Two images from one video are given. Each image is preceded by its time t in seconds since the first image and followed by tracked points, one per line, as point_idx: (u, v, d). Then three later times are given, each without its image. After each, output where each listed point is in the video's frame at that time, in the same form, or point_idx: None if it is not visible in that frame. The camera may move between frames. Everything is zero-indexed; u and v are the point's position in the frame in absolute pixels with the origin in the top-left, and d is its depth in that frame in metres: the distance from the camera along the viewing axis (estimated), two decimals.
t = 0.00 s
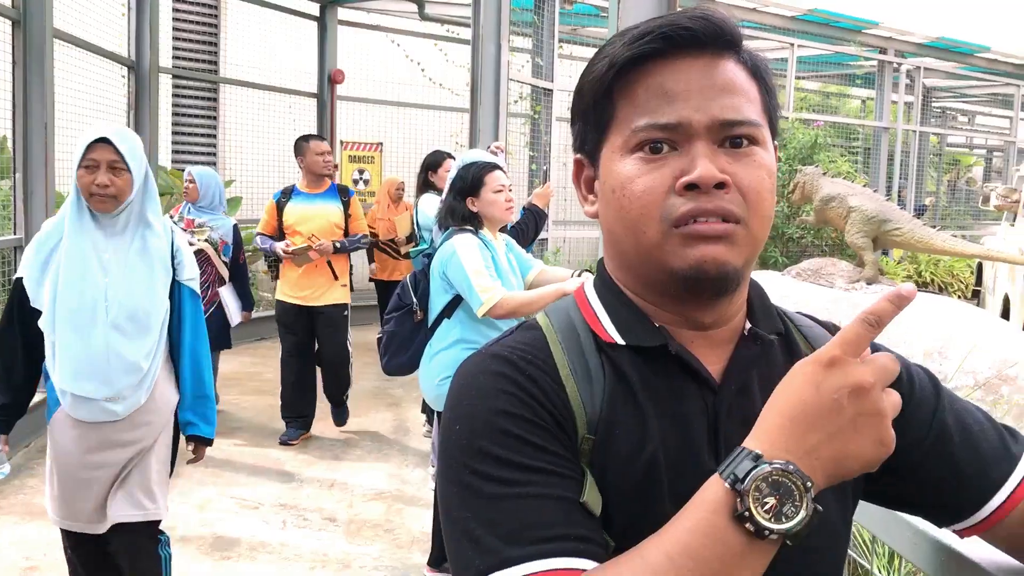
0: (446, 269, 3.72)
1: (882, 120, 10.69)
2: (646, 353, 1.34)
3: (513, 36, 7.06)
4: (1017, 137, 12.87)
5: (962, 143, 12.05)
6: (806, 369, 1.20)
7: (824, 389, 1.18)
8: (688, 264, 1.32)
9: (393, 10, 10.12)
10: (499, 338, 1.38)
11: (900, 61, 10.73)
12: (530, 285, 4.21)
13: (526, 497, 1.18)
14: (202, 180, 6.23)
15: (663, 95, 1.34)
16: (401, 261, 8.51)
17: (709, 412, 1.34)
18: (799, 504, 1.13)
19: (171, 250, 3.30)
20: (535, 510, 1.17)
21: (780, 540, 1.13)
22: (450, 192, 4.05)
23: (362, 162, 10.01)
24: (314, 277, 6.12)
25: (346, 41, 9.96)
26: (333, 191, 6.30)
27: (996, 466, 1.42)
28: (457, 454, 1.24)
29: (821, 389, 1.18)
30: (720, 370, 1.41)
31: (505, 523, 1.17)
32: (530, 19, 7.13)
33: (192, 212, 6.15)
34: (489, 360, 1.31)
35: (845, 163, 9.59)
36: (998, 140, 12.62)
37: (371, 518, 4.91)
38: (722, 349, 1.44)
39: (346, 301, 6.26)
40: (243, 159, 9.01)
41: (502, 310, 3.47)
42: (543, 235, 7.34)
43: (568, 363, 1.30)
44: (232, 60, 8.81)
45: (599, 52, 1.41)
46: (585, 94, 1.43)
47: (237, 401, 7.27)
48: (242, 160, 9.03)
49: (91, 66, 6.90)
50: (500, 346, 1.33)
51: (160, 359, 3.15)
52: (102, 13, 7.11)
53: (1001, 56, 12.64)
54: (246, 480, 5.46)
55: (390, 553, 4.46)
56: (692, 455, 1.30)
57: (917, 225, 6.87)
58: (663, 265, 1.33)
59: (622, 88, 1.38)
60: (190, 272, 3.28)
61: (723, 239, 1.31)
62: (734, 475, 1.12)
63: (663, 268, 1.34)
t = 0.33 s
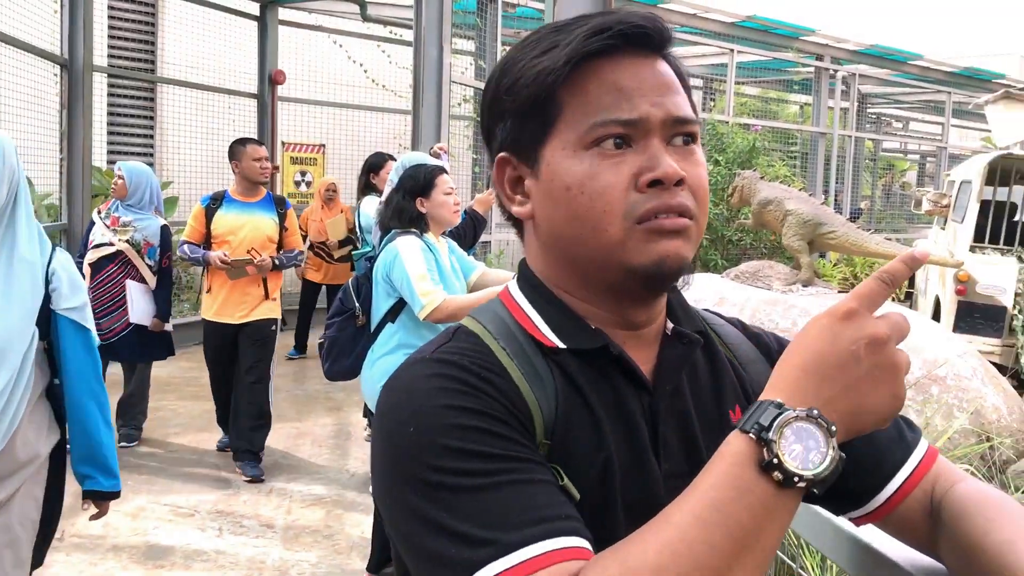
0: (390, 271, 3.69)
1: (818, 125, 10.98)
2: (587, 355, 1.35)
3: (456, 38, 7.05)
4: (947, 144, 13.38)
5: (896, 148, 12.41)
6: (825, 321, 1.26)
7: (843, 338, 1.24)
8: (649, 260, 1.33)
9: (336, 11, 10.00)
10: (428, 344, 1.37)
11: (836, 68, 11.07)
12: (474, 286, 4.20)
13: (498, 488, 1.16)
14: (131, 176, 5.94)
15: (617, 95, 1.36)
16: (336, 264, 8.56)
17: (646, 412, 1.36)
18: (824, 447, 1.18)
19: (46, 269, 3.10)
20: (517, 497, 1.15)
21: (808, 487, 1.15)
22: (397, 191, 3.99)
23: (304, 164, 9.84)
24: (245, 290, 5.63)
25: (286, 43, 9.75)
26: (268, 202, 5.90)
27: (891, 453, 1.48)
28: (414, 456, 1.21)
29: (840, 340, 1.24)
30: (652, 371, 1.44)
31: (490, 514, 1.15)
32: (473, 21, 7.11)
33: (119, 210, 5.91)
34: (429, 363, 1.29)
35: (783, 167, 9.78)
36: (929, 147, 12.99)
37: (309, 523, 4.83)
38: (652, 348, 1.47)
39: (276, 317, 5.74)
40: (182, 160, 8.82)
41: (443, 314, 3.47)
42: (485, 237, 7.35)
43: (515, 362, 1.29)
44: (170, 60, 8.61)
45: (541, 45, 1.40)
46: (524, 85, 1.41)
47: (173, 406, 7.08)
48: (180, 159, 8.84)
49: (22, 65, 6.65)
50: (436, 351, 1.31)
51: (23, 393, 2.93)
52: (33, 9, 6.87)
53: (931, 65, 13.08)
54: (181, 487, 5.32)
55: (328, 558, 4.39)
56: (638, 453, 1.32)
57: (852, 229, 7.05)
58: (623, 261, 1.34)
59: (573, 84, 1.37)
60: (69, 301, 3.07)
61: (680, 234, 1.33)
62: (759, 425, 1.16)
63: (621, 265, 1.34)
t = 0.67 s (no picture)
0: (319, 271, 3.62)
1: (745, 128, 11.22)
2: (518, 359, 1.34)
3: (385, 38, 6.93)
4: (868, 146, 13.91)
5: (819, 151, 12.77)
6: (804, 313, 1.35)
7: (821, 330, 1.33)
8: (611, 254, 1.40)
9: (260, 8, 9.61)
10: (346, 356, 1.33)
11: (762, 72, 11.34)
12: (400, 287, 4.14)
13: (452, 496, 1.15)
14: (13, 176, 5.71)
15: (565, 92, 1.40)
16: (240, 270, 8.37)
17: (574, 414, 1.36)
18: (806, 438, 1.27)
19: None
20: (478, 502, 1.15)
21: (789, 475, 1.23)
22: (329, 186, 3.88)
23: (231, 164, 9.48)
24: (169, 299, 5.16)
25: (210, 40, 9.55)
26: (193, 198, 5.39)
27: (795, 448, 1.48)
28: (355, 473, 1.19)
29: (819, 331, 1.33)
30: (575, 370, 1.45)
31: (449, 522, 1.14)
32: (403, 21, 6.99)
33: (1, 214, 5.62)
34: (357, 377, 1.26)
35: (712, 170, 10.02)
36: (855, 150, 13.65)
37: (234, 530, 4.70)
38: (574, 348, 1.48)
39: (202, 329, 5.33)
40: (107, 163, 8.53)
41: (373, 314, 3.46)
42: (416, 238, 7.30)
43: (448, 370, 1.28)
44: (91, 57, 8.26)
45: (481, 41, 1.40)
46: (463, 81, 1.40)
47: (91, 413, 6.83)
48: (101, 160, 8.52)
49: None
50: (361, 363, 1.28)
51: None
52: None
53: (852, 70, 13.49)
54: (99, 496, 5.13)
55: (254, 565, 4.29)
56: (568, 456, 1.32)
57: (778, 231, 7.28)
58: (587, 256, 1.38)
59: (522, 81, 1.39)
60: None
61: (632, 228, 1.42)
62: (744, 416, 1.22)
63: (580, 259, 1.39)
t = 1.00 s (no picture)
0: (248, 282, 3.55)
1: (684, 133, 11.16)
2: (460, 365, 1.34)
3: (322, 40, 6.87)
4: (804, 153, 14.10)
5: (758, 156, 12.96)
6: (764, 306, 1.41)
7: (781, 323, 1.39)
8: (558, 257, 1.44)
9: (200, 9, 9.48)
10: (288, 371, 1.29)
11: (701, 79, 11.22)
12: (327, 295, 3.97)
13: (425, 504, 1.14)
14: None
15: (513, 96, 1.42)
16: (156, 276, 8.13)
17: (516, 418, 1.37)
18: (776, 424, 1.30)
19: None
20: (458, 508, 1.14)
21: (763, 461, 1.26)
22: (255, 187, 3.81)
23: (168, 168, 9.47)
24: (71, 313, 4.80)
25: (146, 42, 9.27)
26: (94, 201, 4.98)
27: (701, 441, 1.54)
28: (321, 490, 1.16)
29: (779, 324, 1.39)
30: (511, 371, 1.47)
31: (427, 530, 1.13)
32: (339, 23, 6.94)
33: None
34: (309, 392, 1.23)
35: (651, 174, 10.48)
36: (791, 155, 13.78)
37: (168, 541, 4.62)
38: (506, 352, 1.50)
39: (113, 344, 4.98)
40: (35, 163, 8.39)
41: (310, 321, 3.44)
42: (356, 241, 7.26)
43: (399, 380, 1.28)
44: (21, 58, 8.04)
45: (435, 42, 1.38)
46: (419, 84, 1.37)
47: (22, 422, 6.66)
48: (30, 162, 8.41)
49: None
50: (310, 377, 1.25)
51: None
52: None
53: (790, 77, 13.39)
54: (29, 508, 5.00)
55: None
56: (515, 460, 1.33)
57: (716, 235, 7.30)
58: (537, 261, 1.42)
59: (479, 84, 1.39)
60: None
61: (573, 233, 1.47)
62: (718, 405, 1.26)
63: (531, 263, 1.42)
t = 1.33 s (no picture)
0: (178, 288, 3.47)
1: (632, 138, 11.24)
2: (407, 370, 1.33)
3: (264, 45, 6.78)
4: (750, 157, 14.08)
5: (706, 162, 13.12)
6: (732, 316, 1.41)
7: (748, 332, 1.40)
8: (498, 262, 1.45)
9: (142, 12, 9.33)
10: (233, 382, 1.25)
11: (649, 85, 11.24)
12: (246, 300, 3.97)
13: (392, 509, 1.14)
14: None
15: (454, 100, 1.42)
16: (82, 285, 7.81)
17: (463, 423, 1.36)
18: (746, 426, 1.31)
19: None
20: (423, 513, 1.14)
21: (731, 463, 1.28)
22: (159, 195, 3.74)
23: (111, 173, 9.25)
24: None
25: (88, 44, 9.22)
26: (12, 217, 4.45)
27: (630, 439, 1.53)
28: (285, 504, 1.14)
29: (746, 333, 1.40)
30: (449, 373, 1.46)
31: (397, 534, 1.12)
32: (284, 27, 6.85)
33: None
34: (260, 402, 1.20)
35: (599, 179, 10.52)
36: (737, 160, 13.81)
37: (110, 552, 4.54)
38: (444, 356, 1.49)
39: (27, 369, 4.32)
40: None
41: (251, 315, 3.41)
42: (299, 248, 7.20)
43: (350, 388, 1.25)
44: None
45: (378, 45, 1.37)
46: (364, 86, 1.36)
47: None
48: None
49: None
50: (259, 388, 1.22)
51: None
52: None
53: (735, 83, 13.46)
54: None
55: None
56: (461, 464, 1.32)
57: (662, 239, 7.53)
58: (480, 265, 1.43)
59: (425, 88, 1.39)
60: None
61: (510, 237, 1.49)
62: (693, 405, 1.27)
63: (474, 266, 1.42)
